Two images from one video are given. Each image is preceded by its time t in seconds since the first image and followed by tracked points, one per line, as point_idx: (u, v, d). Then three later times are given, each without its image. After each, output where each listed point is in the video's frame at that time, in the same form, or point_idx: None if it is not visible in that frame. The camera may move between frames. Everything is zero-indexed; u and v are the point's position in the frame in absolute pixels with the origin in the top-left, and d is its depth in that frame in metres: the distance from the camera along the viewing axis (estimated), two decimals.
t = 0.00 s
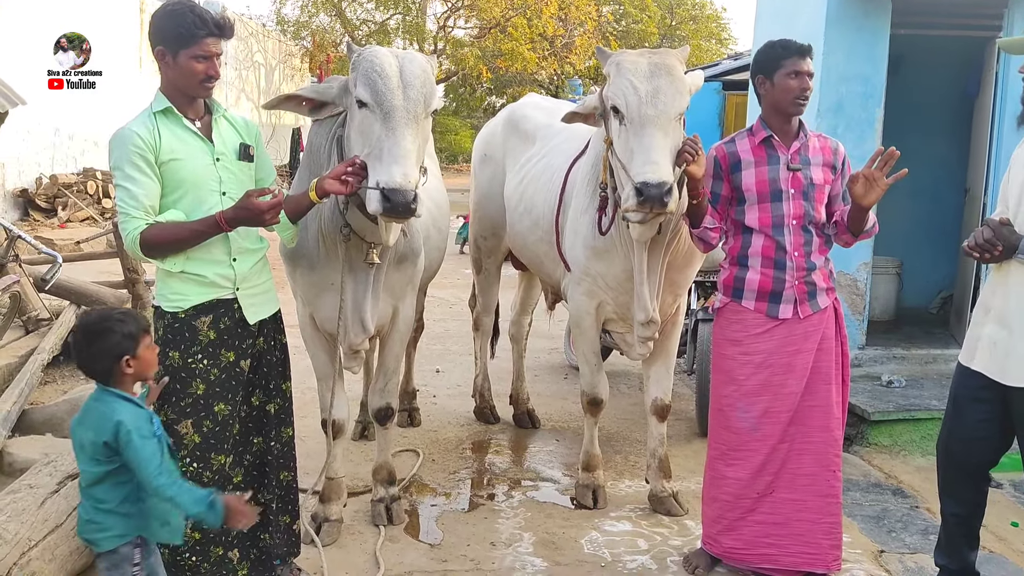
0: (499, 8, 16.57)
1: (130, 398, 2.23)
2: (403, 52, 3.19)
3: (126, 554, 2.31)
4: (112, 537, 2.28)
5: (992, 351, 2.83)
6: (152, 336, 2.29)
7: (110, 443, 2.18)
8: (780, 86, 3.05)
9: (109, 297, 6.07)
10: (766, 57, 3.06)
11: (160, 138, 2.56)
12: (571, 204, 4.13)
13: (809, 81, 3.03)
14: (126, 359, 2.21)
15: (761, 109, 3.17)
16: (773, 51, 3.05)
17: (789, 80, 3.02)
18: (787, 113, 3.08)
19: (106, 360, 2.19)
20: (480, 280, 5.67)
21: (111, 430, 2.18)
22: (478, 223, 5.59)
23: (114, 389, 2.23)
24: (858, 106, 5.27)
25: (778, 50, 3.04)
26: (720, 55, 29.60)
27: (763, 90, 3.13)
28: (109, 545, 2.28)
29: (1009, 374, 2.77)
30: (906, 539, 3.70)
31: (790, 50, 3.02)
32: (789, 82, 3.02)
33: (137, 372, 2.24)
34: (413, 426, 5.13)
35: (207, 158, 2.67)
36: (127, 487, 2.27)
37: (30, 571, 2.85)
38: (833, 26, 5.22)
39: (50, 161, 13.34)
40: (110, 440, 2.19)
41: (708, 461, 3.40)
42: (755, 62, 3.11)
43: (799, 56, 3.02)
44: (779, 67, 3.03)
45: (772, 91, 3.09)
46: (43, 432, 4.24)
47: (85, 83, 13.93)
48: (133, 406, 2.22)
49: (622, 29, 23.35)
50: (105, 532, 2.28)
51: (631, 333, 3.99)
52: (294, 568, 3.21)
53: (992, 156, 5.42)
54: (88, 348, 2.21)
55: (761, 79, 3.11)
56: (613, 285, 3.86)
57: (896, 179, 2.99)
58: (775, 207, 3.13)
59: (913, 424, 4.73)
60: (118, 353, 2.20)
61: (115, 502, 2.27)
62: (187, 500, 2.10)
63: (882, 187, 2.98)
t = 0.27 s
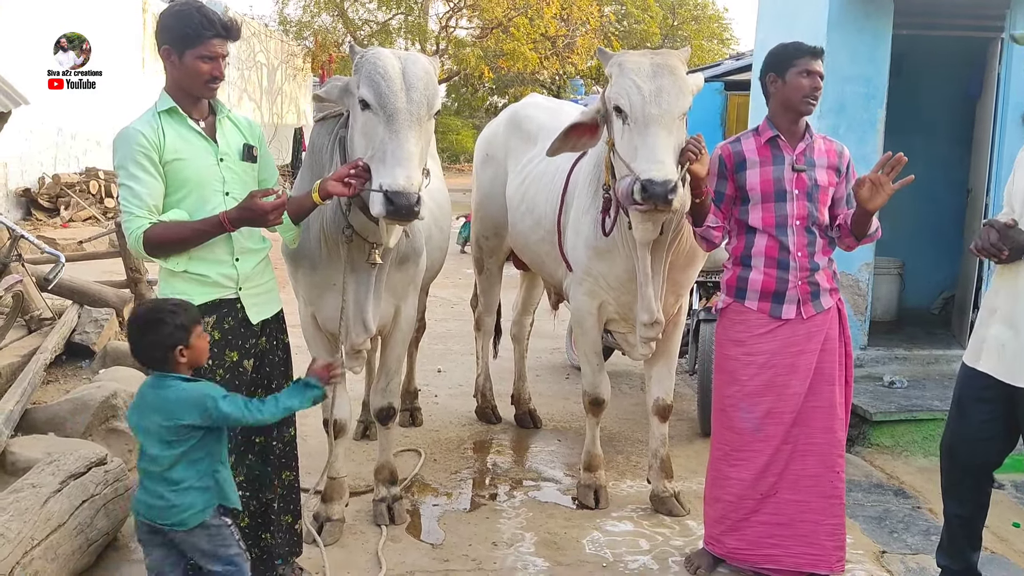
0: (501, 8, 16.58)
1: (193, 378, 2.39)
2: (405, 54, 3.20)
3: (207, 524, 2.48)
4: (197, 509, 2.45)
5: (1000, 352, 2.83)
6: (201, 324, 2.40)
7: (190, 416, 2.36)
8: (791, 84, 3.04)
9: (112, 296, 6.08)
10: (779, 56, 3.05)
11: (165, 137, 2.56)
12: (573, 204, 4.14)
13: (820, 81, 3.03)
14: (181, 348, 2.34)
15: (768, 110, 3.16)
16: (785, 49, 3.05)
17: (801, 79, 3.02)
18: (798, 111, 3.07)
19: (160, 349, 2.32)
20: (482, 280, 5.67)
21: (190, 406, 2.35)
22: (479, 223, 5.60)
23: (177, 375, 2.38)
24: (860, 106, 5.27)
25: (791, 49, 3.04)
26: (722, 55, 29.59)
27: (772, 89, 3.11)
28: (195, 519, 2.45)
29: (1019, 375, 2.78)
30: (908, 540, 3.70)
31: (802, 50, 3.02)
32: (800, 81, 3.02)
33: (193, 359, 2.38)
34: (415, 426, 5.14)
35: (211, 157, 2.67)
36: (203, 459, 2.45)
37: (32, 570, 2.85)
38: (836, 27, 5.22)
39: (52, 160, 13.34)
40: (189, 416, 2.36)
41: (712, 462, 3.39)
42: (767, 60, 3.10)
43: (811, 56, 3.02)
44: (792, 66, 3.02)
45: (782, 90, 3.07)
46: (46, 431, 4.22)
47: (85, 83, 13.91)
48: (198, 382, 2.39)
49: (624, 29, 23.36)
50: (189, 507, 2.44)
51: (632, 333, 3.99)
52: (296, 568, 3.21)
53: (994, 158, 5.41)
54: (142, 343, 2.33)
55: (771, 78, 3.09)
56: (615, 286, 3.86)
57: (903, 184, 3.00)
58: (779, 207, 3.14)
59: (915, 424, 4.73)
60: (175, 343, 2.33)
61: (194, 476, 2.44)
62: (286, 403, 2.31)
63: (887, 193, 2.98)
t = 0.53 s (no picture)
0: (502, 6, 16.58)
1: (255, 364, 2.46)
2: (408, 53, 3.19)
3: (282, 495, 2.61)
4: (276, 481, 2.57)
5: (1009, 349, 2.83)
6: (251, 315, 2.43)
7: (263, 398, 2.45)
8: (800, 82, 3.04)
9: (114, 294, 6.09)
10: (789, 54, 3.06)
11: (169, 135, 2.57)
12: (574, 203, 4.14)
13: (830, 81, 3.03)
14: (238, 343, 2.39)
15: (775, 108, 3.16)
16: (797, 49, 3.05)
17: (811, 78, 3.01)
18: (806, 110, 3.07)
19: (219, 347, 2.37)
20: (483, 278, 5.67)
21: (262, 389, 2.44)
22: (481, 222, 5.59)
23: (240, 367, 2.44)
24: (862, 105, 5.27)
25: (801, 49, 3.04)
26: (724, 54, 29.56)
27: (781, 87, 3.11)
28: (276, 490, 2.58)
29: None
30: (910, 539, 3.70)
31: (813, 50, 3.02)
32: (810, 80, 3.02)
33: (250, 351, 2.43)
34: (416, 424, 5.14)
35: (215, 156, 2.67)
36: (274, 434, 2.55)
37: (35, 568, 2.85)
38: (838, 26, 5.22)
39: (54, 159, 13.34)
40: (262, 399, 2.45)
41: (713, 460, 3.40)
42: (778, 58, 3.10)
43: (821, 56, 3.02)
44: (803, 64, 3.02)
45: (791, 88, 3.07)
46: (48, 429, 4.23)
47: (85, 83, 13.88)
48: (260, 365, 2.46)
49: (625, 28, 23.38)
50: (271, 480, 2.56)
51: (633, 332, 3.99)
52: (297, 567, 3.21)
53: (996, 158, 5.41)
54: (201, 343, 2.37)
55: (782, 76, 3.09)
56: (615, 285, 3.86)
57: (905, 189, 2.98)
58: (782, 205, 3.13)
59: (917, 423, 4.73)
60: (232, 340, 2.37)
61: (269, 452, 2.55)
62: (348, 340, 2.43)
63: (890, 196, 2.97)
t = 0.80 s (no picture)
0: (504, 4, 16.58)
1: (284, 352, 2.58)
2: (410, 50, 3.19)
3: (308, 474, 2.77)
4: (306, 457, 2.74)
5: (1011, 348, 2.83)
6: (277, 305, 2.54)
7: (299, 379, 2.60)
8: (809, 81, 3.03)
9: (115, 292, 6.08)
10: (797, 52, 3.05)
11: (171, 132, 2.57)
12: (576, 201, 4.13)
13: (838, 80, 3.03)
14: (272, 333, 2.50)
15: (781, 105, 3.16)
16: (806, 47, 3.04)
17: (820, 77, 3.01)
18: (813, 107, 3.06)
19: (252, 338, 2.47)
20: (484, 276, 5.66)
21: (299, 370, 2.59)
22: (482, 220, 5.59)
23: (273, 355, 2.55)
24: (864, 104, 5.26)
25: (810, 47, 3.03)
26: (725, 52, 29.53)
27: (789, 85, 3.10)
28: (306, 466, 2.75)
29: None
30: (912, 538, 3.70)
31: (823, 49, 3.02)
32: (819, 79, 3.01)
33: (281, 340, 2.54)
34: (417, 423, 5.14)
35: (217, 153, 2.67)
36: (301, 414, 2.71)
37: (36, 566, 2.85)
38: (840, 25, 5.21)
39: (56, 157, 13.33)
40: (297, 381, 2.60)
41: (713, 459, 3.39)
42: (787, 56, 3.09)
43: (831, 55, 3.02)
44: (813, 62, 3.01)
45: (798, 86, 3.06)
46: (49, 427, 4.23)
47: (85, 83, 13.88)
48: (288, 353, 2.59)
49: (626, 26, 23.56)
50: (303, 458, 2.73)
51: (635, 331, 3.98)
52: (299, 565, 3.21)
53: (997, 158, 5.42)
54: (238, 337, 2.46)
55: (789, 73, 3.08)
56: (617, 283, 3.86)
57: (910, 192, 2.96)
58: (785, 203, 3.13)
59: (919, 422, 4.72)
60: (267, 330, 2.48)
61: (298, 431, 2.71)
62: (365, 305, 2.67)
63: (893, 198, 2.96)
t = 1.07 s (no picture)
0: (504, 3, 16.58)
1: (297, 343, 2.60)
2: (412, 48, 3.18)
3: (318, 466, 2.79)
4: (319, 446, 2.76)
5: (1017, 346, 2.82)
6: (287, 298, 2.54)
7: (313, 367, 2.63)
8: (815, 79, 3.02)
9: (115, 291, 6.08)
10: (801, 50, 3.05)
11: (171, 130, 2.56)
12: (577, 200, 4.13)
13: (843, 79, 3.03)
14: (284, 326, 2.50)
15: (784, 104, 3.15)
16: (810, 46, 3.04)
17: (825, 75, 3.00)
18: (816, 105, 3.06)
19: (266, 334, 2.47)
20: (485, 275, 5.65)
21: (314, 357, 2.62)
22: (483, 218, 5.57)
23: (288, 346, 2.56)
24: (866, 102, 5.25)
25: (814, 45, 3.03)
26: (726, 51, 29.52)
27: (794, 83, 3.09)
28: (318, 455, 2.77)
29: None
30: (913, 537, 3.69)
31: (827, 47, 3.02)
32: (824, 77, 3.01)
33: (295, 332, 2.56)
34: (418, 422, 5.13)
35: (218, 152, 2.67)
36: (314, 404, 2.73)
37: (36, 565, 2.85)
38: (842, 23, 5.20)
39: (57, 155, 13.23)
40: (312, 370, 2.63)
41: (713, 457, 3.38)
42: (791, 54, 3.08)
43: (835, 53, 3.02)
44: (817, 60, 3.01)
45: (803, 85, 3.05)
46: (50, 425, 4.22)
47: (85, 83, 13.86)
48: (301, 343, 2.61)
49: (628, 25, 23.55)
50: (316, 447, 2.75)
51: (636, 329, 3.97)
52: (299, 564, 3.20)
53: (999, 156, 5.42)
54: (250, 332, 2.45)
55: (794, 71, 3.07)
56: (619, 281, 3.85)
57: (912, 192, 2.97)
58: (788, 201, 3.12)
59: (921, 421, 4.72)
60: (279, 324, 2.48)
61: (312, 420, 2.73)
62: (369, 289, 2.76)
63: (897, 198, 2.95)
